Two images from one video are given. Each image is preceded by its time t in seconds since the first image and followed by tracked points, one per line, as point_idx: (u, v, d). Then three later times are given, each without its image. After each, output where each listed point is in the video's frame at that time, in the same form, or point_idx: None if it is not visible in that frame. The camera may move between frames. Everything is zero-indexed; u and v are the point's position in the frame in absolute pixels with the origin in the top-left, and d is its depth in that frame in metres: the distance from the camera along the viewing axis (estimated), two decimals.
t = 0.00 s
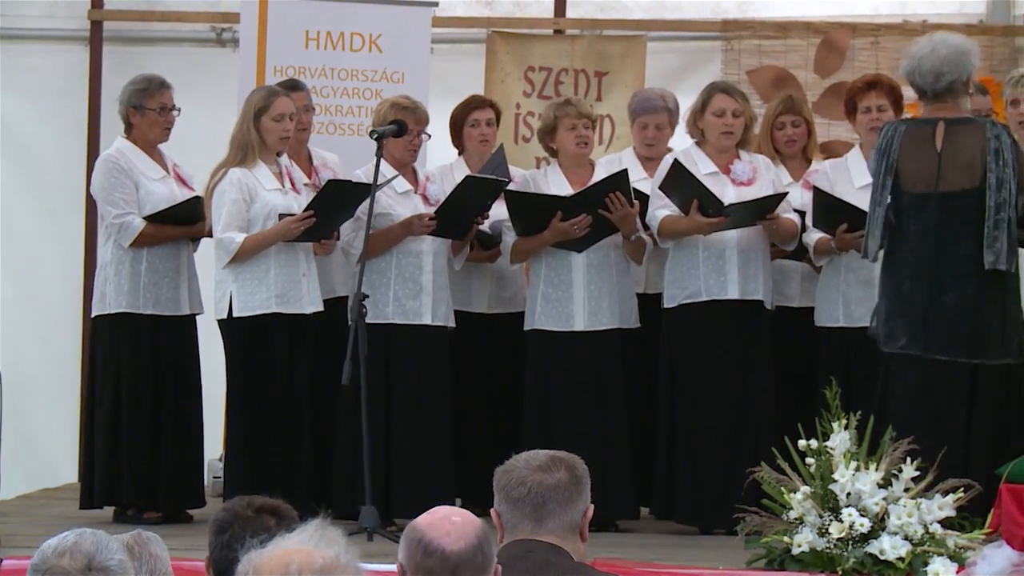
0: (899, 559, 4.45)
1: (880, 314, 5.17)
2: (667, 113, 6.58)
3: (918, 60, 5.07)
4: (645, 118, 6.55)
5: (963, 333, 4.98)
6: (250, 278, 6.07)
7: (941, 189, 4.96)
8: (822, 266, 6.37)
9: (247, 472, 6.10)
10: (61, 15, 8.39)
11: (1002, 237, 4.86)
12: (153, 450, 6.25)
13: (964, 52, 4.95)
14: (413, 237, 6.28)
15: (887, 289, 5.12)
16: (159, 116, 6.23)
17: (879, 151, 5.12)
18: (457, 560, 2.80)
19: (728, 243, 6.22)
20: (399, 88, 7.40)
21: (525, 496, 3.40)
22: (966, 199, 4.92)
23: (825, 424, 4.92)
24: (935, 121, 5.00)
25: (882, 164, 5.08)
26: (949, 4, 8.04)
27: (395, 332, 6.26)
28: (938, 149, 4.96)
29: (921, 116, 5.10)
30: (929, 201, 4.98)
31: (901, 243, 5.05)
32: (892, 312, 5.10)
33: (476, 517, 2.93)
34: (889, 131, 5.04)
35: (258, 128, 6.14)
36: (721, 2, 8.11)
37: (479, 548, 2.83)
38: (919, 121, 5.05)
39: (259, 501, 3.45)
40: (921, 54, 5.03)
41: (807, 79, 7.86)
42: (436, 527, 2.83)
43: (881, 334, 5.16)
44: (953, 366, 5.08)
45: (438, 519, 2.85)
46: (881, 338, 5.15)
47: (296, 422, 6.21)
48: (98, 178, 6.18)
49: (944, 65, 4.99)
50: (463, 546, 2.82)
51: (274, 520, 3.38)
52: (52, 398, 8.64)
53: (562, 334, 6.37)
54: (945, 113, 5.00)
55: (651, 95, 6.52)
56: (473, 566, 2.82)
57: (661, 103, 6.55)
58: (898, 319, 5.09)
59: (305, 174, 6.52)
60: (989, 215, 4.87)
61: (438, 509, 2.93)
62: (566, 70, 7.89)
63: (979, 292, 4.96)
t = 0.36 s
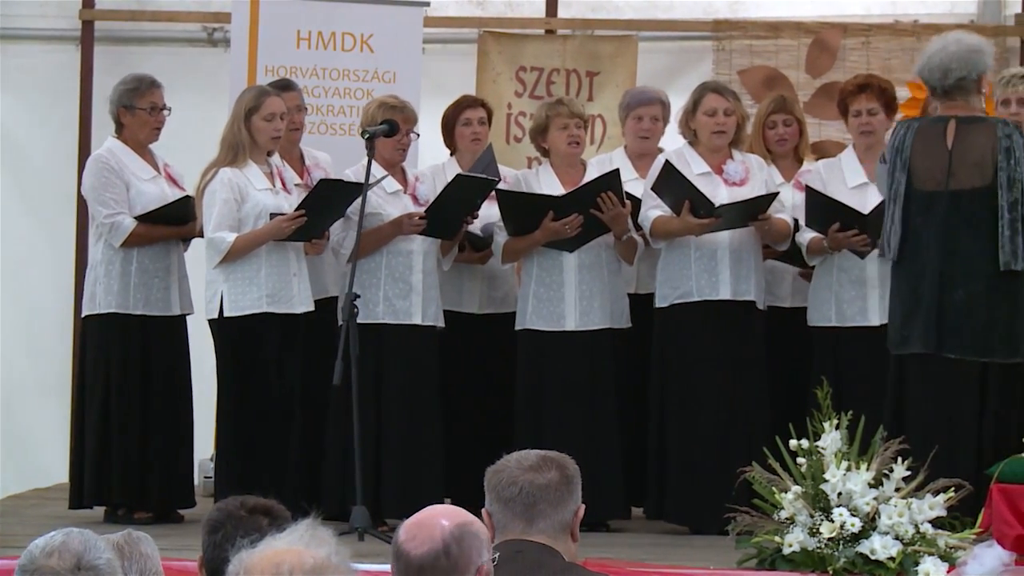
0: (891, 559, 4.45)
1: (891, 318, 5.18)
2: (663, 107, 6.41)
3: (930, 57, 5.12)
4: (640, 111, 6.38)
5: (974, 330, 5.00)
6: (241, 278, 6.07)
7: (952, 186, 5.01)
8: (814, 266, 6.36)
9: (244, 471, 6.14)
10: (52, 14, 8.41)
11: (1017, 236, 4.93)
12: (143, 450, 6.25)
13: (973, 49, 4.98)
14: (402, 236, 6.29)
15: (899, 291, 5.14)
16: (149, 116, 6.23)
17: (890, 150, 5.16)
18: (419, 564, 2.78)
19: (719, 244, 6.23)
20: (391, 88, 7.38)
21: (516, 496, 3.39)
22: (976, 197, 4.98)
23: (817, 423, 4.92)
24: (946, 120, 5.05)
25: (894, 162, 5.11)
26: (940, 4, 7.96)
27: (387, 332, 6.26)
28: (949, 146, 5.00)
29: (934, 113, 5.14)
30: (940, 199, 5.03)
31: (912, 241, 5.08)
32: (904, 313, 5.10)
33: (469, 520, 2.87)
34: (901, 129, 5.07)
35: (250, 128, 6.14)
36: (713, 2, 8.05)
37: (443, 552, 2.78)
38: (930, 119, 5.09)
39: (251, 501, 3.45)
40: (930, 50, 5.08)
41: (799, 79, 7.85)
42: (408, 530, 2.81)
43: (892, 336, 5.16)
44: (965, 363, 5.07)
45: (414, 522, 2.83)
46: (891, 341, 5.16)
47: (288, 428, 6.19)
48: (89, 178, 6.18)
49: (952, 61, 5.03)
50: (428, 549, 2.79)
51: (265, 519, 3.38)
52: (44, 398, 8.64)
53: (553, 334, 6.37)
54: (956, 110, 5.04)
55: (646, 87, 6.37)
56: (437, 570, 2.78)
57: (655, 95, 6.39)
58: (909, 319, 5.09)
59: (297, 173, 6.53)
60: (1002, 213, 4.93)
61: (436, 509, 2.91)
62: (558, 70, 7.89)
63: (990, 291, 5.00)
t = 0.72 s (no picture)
0: (871, 558, 4.46)
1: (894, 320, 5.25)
2: (645, 105, 6.32)
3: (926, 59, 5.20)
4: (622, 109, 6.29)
5: (974, 330, 5.05)
6: (222, 278, 6.07)
7: (949, 187, 5.07)
8: (796, 267, 6.37)
9: (219, 466, 6.12)
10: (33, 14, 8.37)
11: (1013, 237, 4.97)
12: (124, 450, 6.25)
13: (965, 49, 5.05)
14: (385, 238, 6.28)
15: (901, 294, 5.22)
16: (129, 116, 6.23)
17: (890, 151, 5.25)
18: (403, 568, 2.81)
19: (701, 245, 6.24)
20: (372, 89, 7.26)
21: (497, 496, 3.40)
22: (973, 197, 5.03)
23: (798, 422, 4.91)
24: (943, 121, 5.11)
25: (893, 164, 5.20)
26: (921, 5, 7.89)
27: (370, 333, 6.26)
28: (945, 147, 5.07)
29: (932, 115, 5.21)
30: (937, 201, 5.09)
31: (913, 244, 5.16)
32: (905, 315, 5.19)
33: (452, 520, 2.89)
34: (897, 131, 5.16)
35: (231, 128, 6.12)
36: (694, 3, 8.02)
37: (426, 557, 2.80)
38: (928, 120, 5.16)
39: (235, 502, 3.47)
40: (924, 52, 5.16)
41: (780, 79, 7.79)
42: (391, 534, 2.84)
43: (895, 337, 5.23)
44: (965, 365, 5.13)
45: (396, 525, 2.85)
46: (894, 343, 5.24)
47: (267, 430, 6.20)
48: (69, 178, 6.17)
49: (946, 61, 5.10)
50: (412, 554, 2.82)
51: (248, 520, 3.40)
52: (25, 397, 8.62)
53: (534, 334, 6.37)
54: (952, 111, 5.10)
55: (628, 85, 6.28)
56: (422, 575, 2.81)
57: (636, 92, 6.30)
58: (908, 321, 5.18)
59: (282, 174, 6.47)
60: (998, 213, 4.97)
61: (418, 508, 2.93)
62: (540, 70, 7.87)
63: (989, 291, 5.05)
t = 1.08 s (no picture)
0: (843, 559, 4.51)
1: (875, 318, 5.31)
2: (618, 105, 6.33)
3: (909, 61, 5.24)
4: (595, 108, 6.28)
5: (958, 332, 5.15)
6: (194, 278, 6.02)
7: (931, 189, 5.14)
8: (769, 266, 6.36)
9: (194, 469, 6.08)
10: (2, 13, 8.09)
11: (994, 239, 5.08)
12: (97, 450, 6.24)
13: (949, 52, 5.09)
14: (362, 239, 6.27)
15: (886, 290, 5.26)
16: (103, 115, 6.22)
17: (874, 151, 5.30)
18: (374, 569, 2.75)
19: (675, 245, 6.23)
20: (345, 89, 7.17)
21: (470, 496, 3.38)
22: (955, 199, 5.12)
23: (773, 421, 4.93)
24: (926, 122, 5.15)
25: (878, 165, 5.26)
26: (893, 6, 7.66)
27: (345, 333, 6.27)
28: (928, 149, 5.12)
29: (915, 116, 5.26)
30: (920, 202, 5.17)
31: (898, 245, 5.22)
32: (888, 317, 5.24)
33: (423, 521, 2.84)
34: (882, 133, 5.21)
35: (205, 130, 6.07)
36: (667, 3, 7.70)
37: (397, 557, 2.75)
38: (912, 122, 5.20)
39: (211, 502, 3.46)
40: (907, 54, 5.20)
41: (753, 80, 7.54)
42: (361, 534, 2.78)
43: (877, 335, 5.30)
44: (946, 366, 5.21)
45: (367, 526, 2.80)
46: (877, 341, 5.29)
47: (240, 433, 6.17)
48: (43, 178, 6.17)
49: (929, 63, 5.14)
50: (384, 554, 2.76)
51: (223, 520, 3.39)
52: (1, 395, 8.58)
53: (508, 333, 6.37)
54: (936, 113, 5.15)
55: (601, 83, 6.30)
56: None
57: (609, 91, 6.31)
58: (893, 323, 5.23)
59: (260, 175, 6.44)
60: (980, 216, 5.08)
61: (389, 509, 2.88)
62: (513, 71, 7.59)
63: (971, 294, 5.15)
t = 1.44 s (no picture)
0: (816, 558, 4.63)
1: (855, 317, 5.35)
2: (591, 106, 6.33)
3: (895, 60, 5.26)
4: (567, 108, 6.28)
5: (935, 332, 5.18)
6: (168, 277, 6.00)
7: (914, 188, 5.16)
8: (742, 266, 6.36)
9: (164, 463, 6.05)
10: None
11: (979, 240, 5.08)
12: (69, 450, 6.24)
13: (937, 51, 5.12)
14: (339, 239, 6.21)
15: (863, 290, 5.32)
16: (77, 115, 6.19)
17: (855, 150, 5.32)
18: (347, 568, 2.75)
19: (649, 244, 6.23)
20: (318, 88, 7.16)
21: (443, 496, 3.38)
22: (937, 199, 5.13)
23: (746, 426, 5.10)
24: (909, 121, 5.19)
25: (859, 163, 5.27)
26: (865, 6, 7.60)
27: (319, 332, 6.22)
28: (911, 147, 5.15)
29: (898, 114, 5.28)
30: (901, 201, 5.18)
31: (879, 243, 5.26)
32: (866, 314, 5.29)
33: (399, 520, 2.82)
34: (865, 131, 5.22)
35: (177, 129, 6.05)
36: (640, 2, 7.64)
37: (371, 556, 2.74)
38: (895, 121, 5.23)
39: (183, 503, 3.44)
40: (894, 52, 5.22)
41: (725, 80, 7.50)
42: (335, 533, 2.77)
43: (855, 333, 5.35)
44: (924, 365, 5.25)
45: (340, 525, 2.79)
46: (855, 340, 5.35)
47: (213, 429, 6.16)
48: (15, 177, 6.16)
49: (915, 61, 5.17)
50: (357, 553, 2.75)
51: (196, 520, 3.38)
52: None
53: (482, 333, 6.37)
54: (920, 112, 5.18)
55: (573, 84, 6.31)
56: None
57: (581, 92, 6.31)
58: (869, 318, 5.28)
59: (237, 174, 6.40)
60: (964, 216, 5.08)
61: (364, 508, 2.87)
62: (486, 71, 7.54)
63: (951, 293, 5.16)
